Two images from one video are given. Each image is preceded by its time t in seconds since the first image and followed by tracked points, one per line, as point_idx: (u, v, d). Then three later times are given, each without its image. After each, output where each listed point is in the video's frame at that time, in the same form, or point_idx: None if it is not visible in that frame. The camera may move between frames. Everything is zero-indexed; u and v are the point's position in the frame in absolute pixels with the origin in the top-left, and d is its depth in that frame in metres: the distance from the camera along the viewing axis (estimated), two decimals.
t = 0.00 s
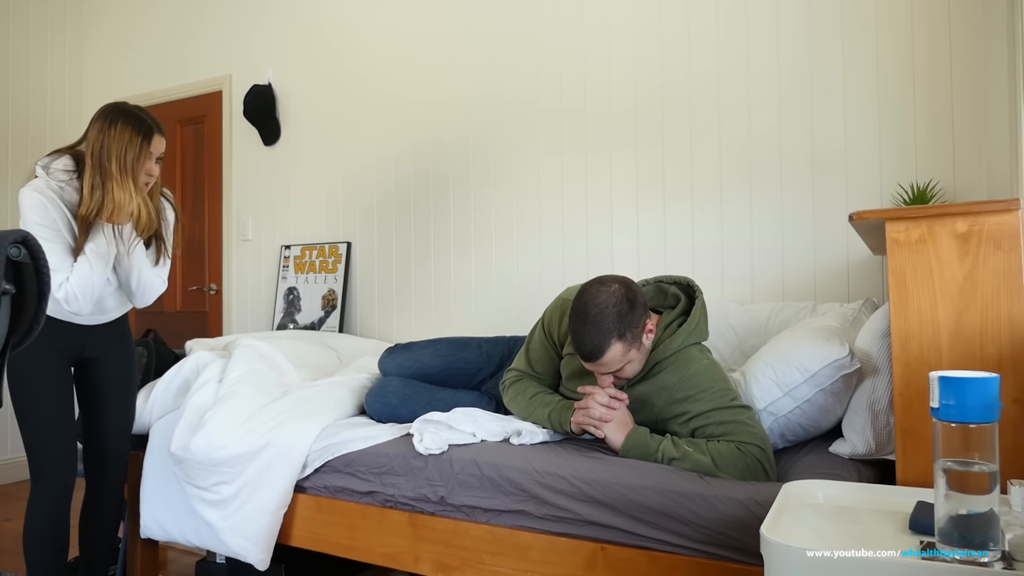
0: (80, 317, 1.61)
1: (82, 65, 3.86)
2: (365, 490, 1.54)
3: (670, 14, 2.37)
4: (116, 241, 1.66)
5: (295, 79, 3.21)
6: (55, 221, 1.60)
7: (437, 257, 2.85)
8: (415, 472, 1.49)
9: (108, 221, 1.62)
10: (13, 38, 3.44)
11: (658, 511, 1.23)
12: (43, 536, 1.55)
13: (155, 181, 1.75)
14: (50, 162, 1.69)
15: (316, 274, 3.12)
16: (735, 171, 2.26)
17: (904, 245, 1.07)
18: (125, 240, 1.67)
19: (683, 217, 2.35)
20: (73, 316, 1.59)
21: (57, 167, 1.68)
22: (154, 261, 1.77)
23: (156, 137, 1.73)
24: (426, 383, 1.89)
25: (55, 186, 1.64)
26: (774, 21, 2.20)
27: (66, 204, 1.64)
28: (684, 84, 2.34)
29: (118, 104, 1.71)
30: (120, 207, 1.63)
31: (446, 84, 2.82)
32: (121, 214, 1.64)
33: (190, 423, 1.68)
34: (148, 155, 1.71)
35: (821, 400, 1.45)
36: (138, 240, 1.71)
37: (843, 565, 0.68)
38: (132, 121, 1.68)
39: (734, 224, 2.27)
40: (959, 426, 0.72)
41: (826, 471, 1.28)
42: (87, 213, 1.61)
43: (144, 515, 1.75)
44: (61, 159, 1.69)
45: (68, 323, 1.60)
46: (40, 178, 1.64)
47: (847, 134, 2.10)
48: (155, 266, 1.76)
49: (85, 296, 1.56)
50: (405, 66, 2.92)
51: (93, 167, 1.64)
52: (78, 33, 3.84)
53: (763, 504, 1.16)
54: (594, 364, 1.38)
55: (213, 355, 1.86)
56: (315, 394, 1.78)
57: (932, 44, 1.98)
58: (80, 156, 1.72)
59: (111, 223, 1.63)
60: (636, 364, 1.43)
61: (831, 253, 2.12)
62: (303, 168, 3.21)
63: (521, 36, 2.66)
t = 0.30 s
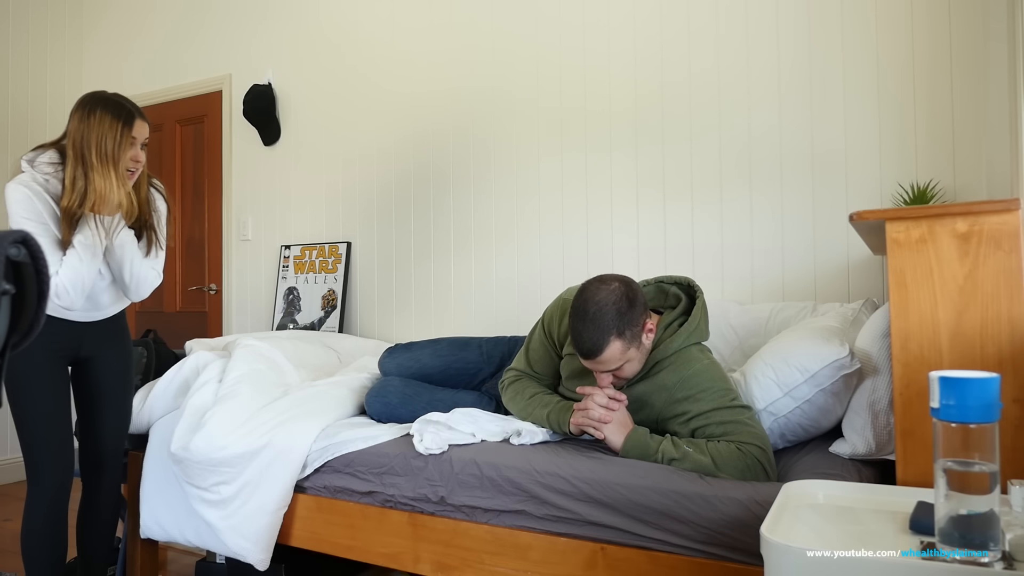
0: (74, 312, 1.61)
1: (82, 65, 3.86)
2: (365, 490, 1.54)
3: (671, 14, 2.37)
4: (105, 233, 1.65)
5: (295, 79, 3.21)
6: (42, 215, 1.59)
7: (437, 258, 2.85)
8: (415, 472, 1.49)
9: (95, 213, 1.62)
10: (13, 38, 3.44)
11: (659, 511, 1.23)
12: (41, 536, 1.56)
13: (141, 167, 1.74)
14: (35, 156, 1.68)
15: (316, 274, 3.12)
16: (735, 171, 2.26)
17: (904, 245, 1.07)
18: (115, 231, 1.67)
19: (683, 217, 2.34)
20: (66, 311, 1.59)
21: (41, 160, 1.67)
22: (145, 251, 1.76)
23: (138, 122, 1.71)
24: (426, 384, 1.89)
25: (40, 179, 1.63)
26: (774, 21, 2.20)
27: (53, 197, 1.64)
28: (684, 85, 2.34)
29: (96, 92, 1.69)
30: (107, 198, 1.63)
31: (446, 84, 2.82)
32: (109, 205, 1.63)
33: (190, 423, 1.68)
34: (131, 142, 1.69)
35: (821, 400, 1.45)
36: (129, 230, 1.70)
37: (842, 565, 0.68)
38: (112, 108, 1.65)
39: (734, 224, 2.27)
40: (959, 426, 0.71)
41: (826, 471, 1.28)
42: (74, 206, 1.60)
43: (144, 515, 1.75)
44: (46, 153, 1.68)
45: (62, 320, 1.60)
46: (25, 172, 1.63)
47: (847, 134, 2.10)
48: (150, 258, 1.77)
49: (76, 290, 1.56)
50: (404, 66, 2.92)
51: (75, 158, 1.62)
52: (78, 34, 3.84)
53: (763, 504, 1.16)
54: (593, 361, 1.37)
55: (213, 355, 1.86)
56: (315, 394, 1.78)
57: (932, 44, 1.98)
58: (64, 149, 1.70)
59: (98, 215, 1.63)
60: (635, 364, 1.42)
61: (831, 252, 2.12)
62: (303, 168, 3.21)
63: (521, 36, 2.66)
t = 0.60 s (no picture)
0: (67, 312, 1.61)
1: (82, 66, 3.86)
2: (365, 490, 1.54)
3: (671, 15, 2.37)
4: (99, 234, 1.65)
5: (295, 79, 3.21)
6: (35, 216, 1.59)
7: (437, 257, 2.85)
8: (415, 472, 1.49)
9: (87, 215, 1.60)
10: (12, 39, 3.45)
11: (659, 512, 1.23)
12: (37, 536, 1.55)
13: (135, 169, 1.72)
14: (31, 155, 1.68)
15: (316, 274, 3.12)
16: (735, 171, 2.26)
17: (904, 245, 1.07)
18: (107, 233, 1.66)
19: (683, 217, 2.35)
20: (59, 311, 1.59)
21: (37, 159, 1.67)
22: (138, 252, 1.76)
23: (131, 123, 1.69)
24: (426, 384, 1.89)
25: (35, 178, 1.64)
26: (774, 21, 2.20)
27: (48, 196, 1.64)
28: (684, 85, 2.34)
29: (88, 92, 1.67)
30: (100, 201, 1.61)
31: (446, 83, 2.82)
32: (102, 207, 1.62)
33: (190, 423, 1.68)
34: (124, 143, 1.67)
35: (821, 400, 1.45)
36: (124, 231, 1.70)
37: (842, 566, 0.68)
38: (103, 110, 1.63)
39: (734, 224, 2.27)
40: (959, 426, 0.71)
41: (825, 471, 1.28)
42: (66, 208, 1.59)
43: (144, 515, 1.75)
44: (42, 152, 1.68)
45: (60, 320, 1.60)
46: (20, 171, 1.64)
47: (847, 134, 2.10)
48: (144, 259, 1.77)
49: (66, 291, 1.56)
50: (404, 66, 2.92)
51: (67, 160, 1.61)
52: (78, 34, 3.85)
53: (763, 504, 1.16)
54: (595, 357, 1.37)
55: (213, 355, 1.86)
56: (315, 394, 1.78)
57: (932, 45, 1.98)
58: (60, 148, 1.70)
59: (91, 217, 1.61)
60: (636, 362, 1.43)
61: (831, 252, 2.12)
62: (303, 168, 3.21)
63: (521, 36, 2.66)
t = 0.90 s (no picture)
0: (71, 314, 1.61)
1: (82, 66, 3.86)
2: (365, 490, 1.54)
3: (671, 15, 2.37)
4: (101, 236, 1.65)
5: (295, 79, 3.21)
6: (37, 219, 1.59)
7: (437, 257, 2.85)
8: (415, 472, 1.49)
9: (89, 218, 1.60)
10: (13, 40, 3.45)
11: (659, 512, 1.23)
12: (38, 535, 1.55)
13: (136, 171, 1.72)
14: (33, 157, 1.68)
15: (316, 274, 3.12)
16: (735, 171, 2.26)
17: (904, 245, 1.07)
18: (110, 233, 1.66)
19: (683, 217, 2.35)
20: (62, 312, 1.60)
21: (39, 161, 1.66)
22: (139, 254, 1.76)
23: (131, 125, 1.69)
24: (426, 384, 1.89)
25: (36, 180, 1.63)
26: (774, 21, 2.20)
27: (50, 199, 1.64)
28: (684, 86, 2.34)
29: (89, 94, 1.67)
30: (101, 203, 1.61)
31: (446, 83, 2.83)
32: (104, 210, 1.62)
33: (190, 423, 1.68)
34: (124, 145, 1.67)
35: (822, 400, 1.45)
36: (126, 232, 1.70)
37: (842, 565, 0.68)
38: (103, 112, 1.63)
39: (734, 224, 2.27)
40: (959, 426, 0.71)
41: (825, 471, 1.28)
42: (68, 209, 1.59)
43: (144, 515, 1.75)
44: (43, 154, 1.68)
45: (63, 321, 1.60)
46: (22, 173, 1.63)
47: (847, 134, 2.10)
48: (145, 260, 1.77)
49: (69, 293, 1.56)
50: (404, 66, 2.92)
51: (67, 162, 1.61)
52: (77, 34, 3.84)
53: (763, 504, 1.16)
54: (594, 354, 1.37)
55: (213, 355, 1.87)
56: (315, 394, 1.78)
57: (932, 45, 1.98)
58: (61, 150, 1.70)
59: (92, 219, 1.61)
60: (635, 361, 1.42)
61: (832, 252, 2.12)
62: (303, 168, 3.21)
63: (521, 37, 2.66)
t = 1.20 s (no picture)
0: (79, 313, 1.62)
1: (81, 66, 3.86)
2: (365, 490, 1.54)
3: (671, 15, 2.37)
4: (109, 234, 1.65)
5: (295, 79, 3.21)
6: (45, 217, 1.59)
7: (437, 257, 2.85)
8: (415, 472, 1.49)
9: (96, 217, 1.60)
10: (13, 40, 3.45)
11: (659, 512, 1.23)
12: (42, 535, 1.55)
13: (141, 168, 1.72)
14: (42, 158, 1.69)
15: (316, 274, 3.12)
16: (735, 171, 2.26)
17: (904, 245, 1.07)
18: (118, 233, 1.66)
19: (684, 217, 2.35)
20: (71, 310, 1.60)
21: (48, 162, 1.67)
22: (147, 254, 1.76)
23: (133, 122, 1.68)
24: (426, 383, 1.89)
25: (47, 181, 1.64)
26: (774, 22, 2.20)
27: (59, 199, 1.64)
28: (684, 86, 2.34)
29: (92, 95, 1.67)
30: (108, 201, 1.61)
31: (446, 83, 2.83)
32: (110, 208, 1.61)
33: (190, 423, 1.68)
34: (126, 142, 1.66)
35: (821, 400, 1.45)
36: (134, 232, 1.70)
37: (842, 565, 0.68)
38: (103, 110, 1.62)
39: (734, 224, 2.27)
40: (959, 426, 0.71)
41: (826, 471, 1.28)
42: (74, 209, 1.58)
43: (144, 515, 1.75)
44: (52, 154, 1.69)
45: (67, 321, 1.60)
46: (31, 174, 1.64)
47: (847, 134, 2.10)
48: (152, 260, 1.76)
49: (78, 293, 1.56)
50: (404, 65, 2.92)
51: (73, 162, 1.61)
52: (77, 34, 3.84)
53: (763, 504, 1.16)
54: (589, 346, 1.37)
55: (213, 354, 1.87)
56: (315, 394, 1.78)
57: (932, 44, 1.98)
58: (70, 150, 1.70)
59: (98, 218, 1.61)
60: (630, 358, 1.42)
61: (832, 252, 2.12)
62: (303, 168, 3.21)
63: (521, 37, 2.66)
